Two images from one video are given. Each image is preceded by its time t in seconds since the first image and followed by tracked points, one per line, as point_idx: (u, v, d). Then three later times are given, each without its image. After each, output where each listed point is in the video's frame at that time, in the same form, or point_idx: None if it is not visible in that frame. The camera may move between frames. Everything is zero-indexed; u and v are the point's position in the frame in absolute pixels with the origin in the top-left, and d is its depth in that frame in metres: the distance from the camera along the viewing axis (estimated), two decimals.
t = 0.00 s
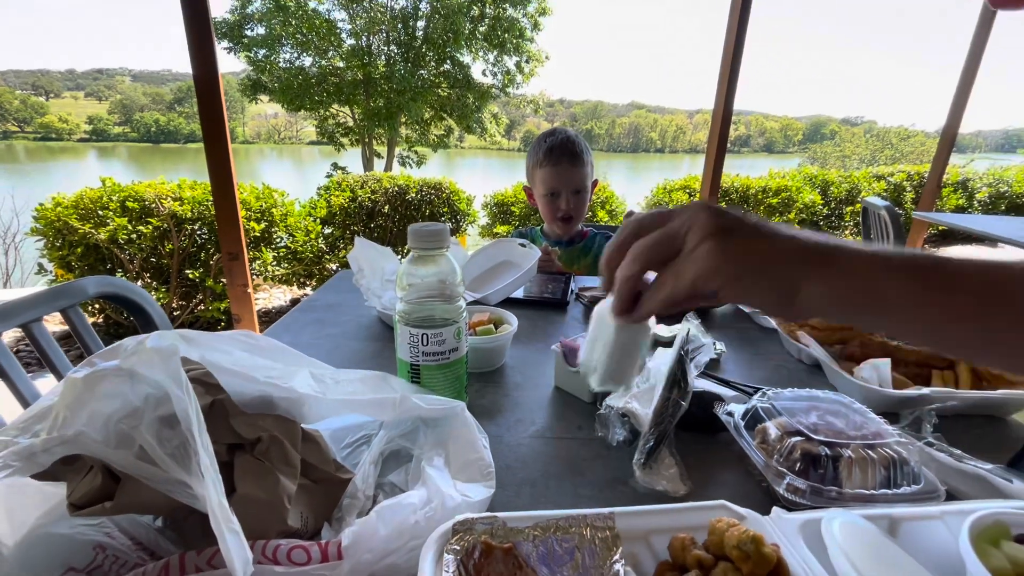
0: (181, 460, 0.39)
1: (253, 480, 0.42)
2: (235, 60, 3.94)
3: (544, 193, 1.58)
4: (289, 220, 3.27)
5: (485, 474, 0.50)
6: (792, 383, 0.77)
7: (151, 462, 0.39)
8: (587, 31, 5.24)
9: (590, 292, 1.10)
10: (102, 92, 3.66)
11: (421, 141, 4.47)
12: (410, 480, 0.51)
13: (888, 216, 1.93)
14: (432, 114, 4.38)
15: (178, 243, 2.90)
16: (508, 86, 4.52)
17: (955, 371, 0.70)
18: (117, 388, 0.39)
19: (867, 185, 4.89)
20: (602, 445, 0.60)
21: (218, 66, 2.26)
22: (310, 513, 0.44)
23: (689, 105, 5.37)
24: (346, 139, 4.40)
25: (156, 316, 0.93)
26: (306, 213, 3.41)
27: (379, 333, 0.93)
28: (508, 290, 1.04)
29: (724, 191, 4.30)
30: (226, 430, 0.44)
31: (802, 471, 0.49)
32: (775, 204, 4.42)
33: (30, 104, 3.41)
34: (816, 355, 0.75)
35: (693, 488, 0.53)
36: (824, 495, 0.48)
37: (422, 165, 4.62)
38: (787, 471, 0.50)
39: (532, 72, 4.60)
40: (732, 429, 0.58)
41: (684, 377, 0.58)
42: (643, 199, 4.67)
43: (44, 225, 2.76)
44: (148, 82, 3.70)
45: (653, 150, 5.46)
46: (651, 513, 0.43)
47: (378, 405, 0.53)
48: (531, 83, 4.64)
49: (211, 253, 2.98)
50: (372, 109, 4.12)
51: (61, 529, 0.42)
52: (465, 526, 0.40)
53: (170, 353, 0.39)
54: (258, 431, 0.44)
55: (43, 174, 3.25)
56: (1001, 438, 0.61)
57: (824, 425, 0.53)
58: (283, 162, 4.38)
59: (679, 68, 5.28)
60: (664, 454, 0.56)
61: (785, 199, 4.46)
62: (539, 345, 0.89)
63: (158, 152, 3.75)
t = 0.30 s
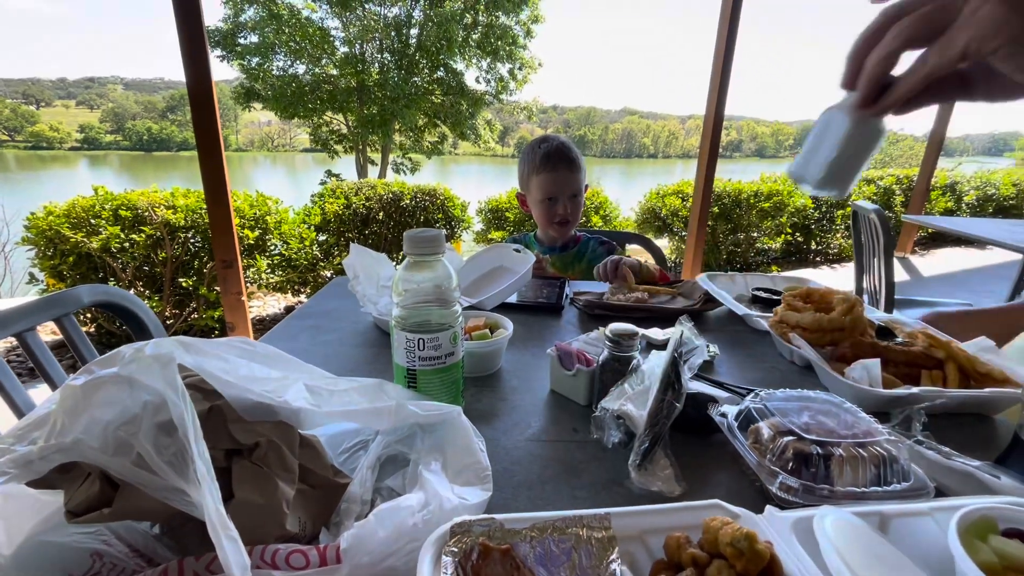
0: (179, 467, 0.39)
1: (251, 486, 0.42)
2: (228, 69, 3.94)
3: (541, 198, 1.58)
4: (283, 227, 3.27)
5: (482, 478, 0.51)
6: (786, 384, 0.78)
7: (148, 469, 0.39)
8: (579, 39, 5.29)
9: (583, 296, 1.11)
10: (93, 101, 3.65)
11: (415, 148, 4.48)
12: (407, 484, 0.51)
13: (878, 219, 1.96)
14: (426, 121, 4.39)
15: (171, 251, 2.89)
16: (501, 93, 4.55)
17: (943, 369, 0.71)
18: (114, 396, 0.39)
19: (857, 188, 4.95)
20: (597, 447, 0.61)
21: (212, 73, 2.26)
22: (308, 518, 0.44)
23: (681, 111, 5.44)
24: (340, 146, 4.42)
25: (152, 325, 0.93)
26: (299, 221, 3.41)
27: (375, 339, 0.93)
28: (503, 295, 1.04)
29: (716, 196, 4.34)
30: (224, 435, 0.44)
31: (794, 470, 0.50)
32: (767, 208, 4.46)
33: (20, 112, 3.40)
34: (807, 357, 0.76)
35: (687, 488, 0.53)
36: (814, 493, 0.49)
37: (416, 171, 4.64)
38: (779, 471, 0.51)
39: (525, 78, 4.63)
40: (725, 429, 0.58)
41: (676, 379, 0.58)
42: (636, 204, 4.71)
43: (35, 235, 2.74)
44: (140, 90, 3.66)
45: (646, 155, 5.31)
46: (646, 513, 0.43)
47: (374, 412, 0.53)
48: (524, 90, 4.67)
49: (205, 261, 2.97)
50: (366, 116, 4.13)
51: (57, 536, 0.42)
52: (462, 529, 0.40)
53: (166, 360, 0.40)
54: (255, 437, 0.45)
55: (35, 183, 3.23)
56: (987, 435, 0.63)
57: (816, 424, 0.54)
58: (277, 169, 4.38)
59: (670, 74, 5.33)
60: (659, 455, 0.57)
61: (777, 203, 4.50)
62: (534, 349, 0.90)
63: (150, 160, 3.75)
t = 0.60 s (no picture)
0: (163, 481, 0.38)
1: (238, 499, 0.41)
2: (220, 75, 3.93)
3: (540, 202, 1.55)
4: (276, 234, 3.25)
5: (474, 487, 0.50)
6: (778, 388, 0.78)
7: (131, 482, 0.38)
8: (572, 44, 5.32)
9: (576, 301, 1.11)
10: (85, 108, 3.65)
11: (409, 153, 4.48)
12: (399, 495, 0.51)
13: (869, 221, 1.97)
14: (419, 126, 4.39)
15: (163, 259, 2.87)
16: (495, 97, 4.55)
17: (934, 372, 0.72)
18: (97, 407, 0.38)
19: (848, 190, 5.00)
20: (590, 454, 0.60)
21: (203, 80, 2.25)
22: (297, 531, 0.44)
23: (675, 116, 5.48)
24: (334, 152, 4.42)
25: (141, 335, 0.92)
26: (293, 227, 3.39)
27: (367, 346, 0.92)
28: (496, 301, 1.04)
29: (709, 199, 4.36)
30: (211, 447, 0.43)
31: (787, 475, 0.50)
32: (759, 210, 4.48)
33: (10, 120, 3.36)
34: (799, 360, 0.77)
35: (681, 495, 0.53)
36: (808, 498, 0.49)
37: (410, 176, 4.64)
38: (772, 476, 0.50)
39: (519, 83, 4.64)
40: (719, 435, 0.58)
41: (669, 384, 0.58)
42: (630, 207, 4.73)
43: (25, 243, 2.71)
44: (132, 97, 3.68)
45: (639, 159, 5.66)
46: (639, 521, 0.43)
47: (365, 423, 0.53)
48: (518, 94, 4.68)
49: (197, 268, 2.95)
50: (360, 122, 4.13)
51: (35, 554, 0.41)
52: (453, 540, 0.39)
53: (152, 371, 0.39)
54: (243, 449, 0.44)
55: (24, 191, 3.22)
56: (978, 437, 0.63)
57: (809, 429, 0.54)
58: (270, 175, 4.36)
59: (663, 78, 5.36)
60: (652, 462, 0.57)
61: (769, 206, 4.53)
62: (527, 355, 0.89)
63: (142, 167, 3.73)
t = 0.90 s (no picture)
0: (143, 500, 0.37)
1: (221, 516, 0.41)
2: (213, 81, 3.92)
3: (537, 208, 1.54)
4: (269, 240, 3.23)
5: (463, 498, 0.50)
6: (770, 393, 0.78)
7: (110, 502, 0.37)
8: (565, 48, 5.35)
9: (567, 307, 1.11)
10: (76, 114, 3.63)
11: (403, 157, 4.48)
12: (386, 508, 0.50)
13: (860, 222, 1.98)
14: (413, 130, 4.38)
15: (155, 266, 2.86)
16: (488, 101, 4.56)
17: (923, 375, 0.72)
18: (75, 426, 0.38)
19: (840, 191, 5.03)
20: (581, 463, 0.60)
21: (194, 88, 2.24)
22: (282, 547, 0.43)
23: (668, 119, 5.51)
24: (327, 157, 4.42)
25: (127, 345, 0.91)
26: (286, 232, 3.37)
27: (357, 355, 0.92)
28: (487, 308, 1.04)
29: (703, 201, 4.38)
30: (193, 463, 0.43)
31: (777, 483, 0.50)
32: (752, 212, 4.50)
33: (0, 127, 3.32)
34: (789, 364, 0.77)
35: (672, 503, 0.53)
36: (798, 506, 0.48)
37: (405, 181, 4.65)
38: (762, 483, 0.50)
39: (512, 87, 4.64)
40: (709, 442, 0.58)
41: (657, 392, 0.58)
42: (624, 209, 4.74)
43: (13, 252, 2.68)
44: (123, 104, 3.69)
45: (633, 161, 5.70)
46: (627, 532, 0.43)
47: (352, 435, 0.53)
48: (511, 98, 4.68)
49: (190, 275, 2.94)
50: (354, 127, 4.13)
51: None
52: (439, 555, 0.39)
53: (131, 388, 0.39)
54: (227, 464, 0.43)
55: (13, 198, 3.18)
56: (968, 440, 0.63)
57: (798, 435, 0.54)
58: (264, 180, 4.35)
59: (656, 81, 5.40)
60: (643, 470, 0.56)
61: (762, 207, 4.55)
62: (519, 362, 0.89)
63: (134, 174, 3.72)
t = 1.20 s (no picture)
0: (130, 510, 0.37)
1: (211, 525, 0.40)
2: (207, 85, 3.90)
3: (535, 212, 1.53)
4: (264, 244, 3.21)
5: (457, 503, 0.50)
6: (765, 392, 0.78)
7: (97, 513, 0.37)
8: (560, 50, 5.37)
9: (562, 309, 1.11)
10: (70, 119, 3.62)
11: (398, 160, 4.48)
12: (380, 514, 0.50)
13: (854, 221, 1.99)
14: (409, 133, 4.39)
15: (150, 272, 2.85)
16: (484, 104, 4.56)
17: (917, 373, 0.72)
18: (62, 436, 0.38)
19: (834, 190, 5.06)
20: (576, 466, 0.60)
21: (187, 91, 2.24)
22: (274, 555, 0.43)
23: (663, 120, 5.53)
24: (323, 160, 4.41)
25: (120, 352, 0.91)
26: (281, 237, 3.36)
27: (352, 359, 0.91)
28: (482, 310, 1.04)
29: (698, 201, 4.40)
30: (183, 472, 0.42)
31: (770, 484, 0.50)
32: (747, 212, 4.52)
33: None
34: (783, 364, 0.77)
35: (666, 505, 0.53)
36: (791, 507, 0.48)
37: (401, 184, 4.65)
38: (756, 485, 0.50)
39: (507, 89, 4.64)
40: (703, 443, 0.58)
41: (652, 394, 0.58)
42: (620, 210, 4.75)
43: (6, 259, 2.66)
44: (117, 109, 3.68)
45: (629, 162, 5.73)
46: (620, 536, 0.42)
47: (345, 441, 0.52)
48: (507, 101, 4.68)
49: (184, 280, 2.92)
50: (349, 130, 4.12)
51: None
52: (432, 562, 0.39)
53: (118, 397, 0.38)
54: (217, 473, 0.43)
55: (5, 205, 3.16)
56: (961, 438, 0.63)
57: (792, 436, 0.54)
58: (260, 184, 4.34)
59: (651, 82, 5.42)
60: (637, 473, 0.56)
61: (757, 207, 4.57)
62: (514, 365, 0.89)
63: (129, 179, 3.71)
